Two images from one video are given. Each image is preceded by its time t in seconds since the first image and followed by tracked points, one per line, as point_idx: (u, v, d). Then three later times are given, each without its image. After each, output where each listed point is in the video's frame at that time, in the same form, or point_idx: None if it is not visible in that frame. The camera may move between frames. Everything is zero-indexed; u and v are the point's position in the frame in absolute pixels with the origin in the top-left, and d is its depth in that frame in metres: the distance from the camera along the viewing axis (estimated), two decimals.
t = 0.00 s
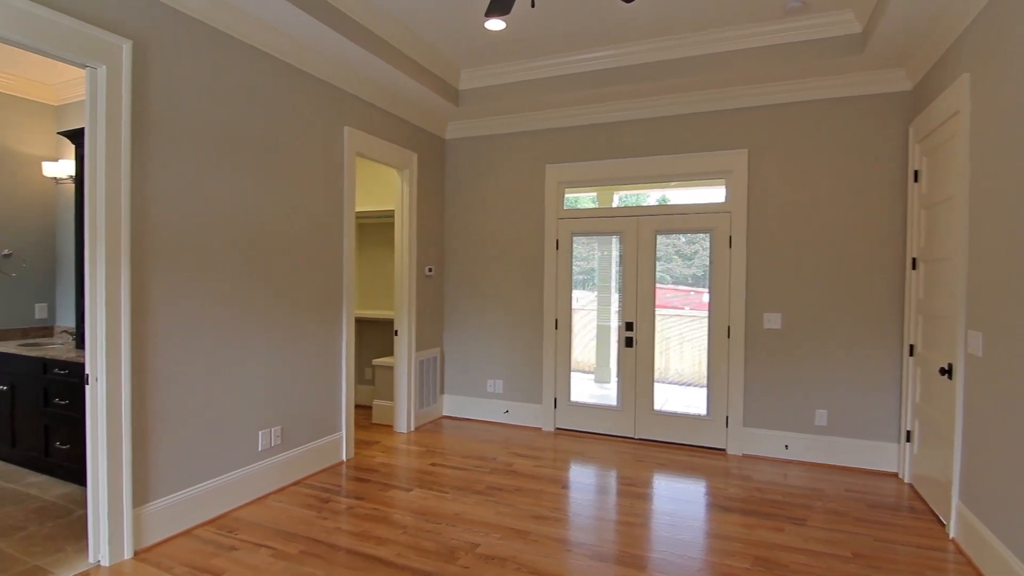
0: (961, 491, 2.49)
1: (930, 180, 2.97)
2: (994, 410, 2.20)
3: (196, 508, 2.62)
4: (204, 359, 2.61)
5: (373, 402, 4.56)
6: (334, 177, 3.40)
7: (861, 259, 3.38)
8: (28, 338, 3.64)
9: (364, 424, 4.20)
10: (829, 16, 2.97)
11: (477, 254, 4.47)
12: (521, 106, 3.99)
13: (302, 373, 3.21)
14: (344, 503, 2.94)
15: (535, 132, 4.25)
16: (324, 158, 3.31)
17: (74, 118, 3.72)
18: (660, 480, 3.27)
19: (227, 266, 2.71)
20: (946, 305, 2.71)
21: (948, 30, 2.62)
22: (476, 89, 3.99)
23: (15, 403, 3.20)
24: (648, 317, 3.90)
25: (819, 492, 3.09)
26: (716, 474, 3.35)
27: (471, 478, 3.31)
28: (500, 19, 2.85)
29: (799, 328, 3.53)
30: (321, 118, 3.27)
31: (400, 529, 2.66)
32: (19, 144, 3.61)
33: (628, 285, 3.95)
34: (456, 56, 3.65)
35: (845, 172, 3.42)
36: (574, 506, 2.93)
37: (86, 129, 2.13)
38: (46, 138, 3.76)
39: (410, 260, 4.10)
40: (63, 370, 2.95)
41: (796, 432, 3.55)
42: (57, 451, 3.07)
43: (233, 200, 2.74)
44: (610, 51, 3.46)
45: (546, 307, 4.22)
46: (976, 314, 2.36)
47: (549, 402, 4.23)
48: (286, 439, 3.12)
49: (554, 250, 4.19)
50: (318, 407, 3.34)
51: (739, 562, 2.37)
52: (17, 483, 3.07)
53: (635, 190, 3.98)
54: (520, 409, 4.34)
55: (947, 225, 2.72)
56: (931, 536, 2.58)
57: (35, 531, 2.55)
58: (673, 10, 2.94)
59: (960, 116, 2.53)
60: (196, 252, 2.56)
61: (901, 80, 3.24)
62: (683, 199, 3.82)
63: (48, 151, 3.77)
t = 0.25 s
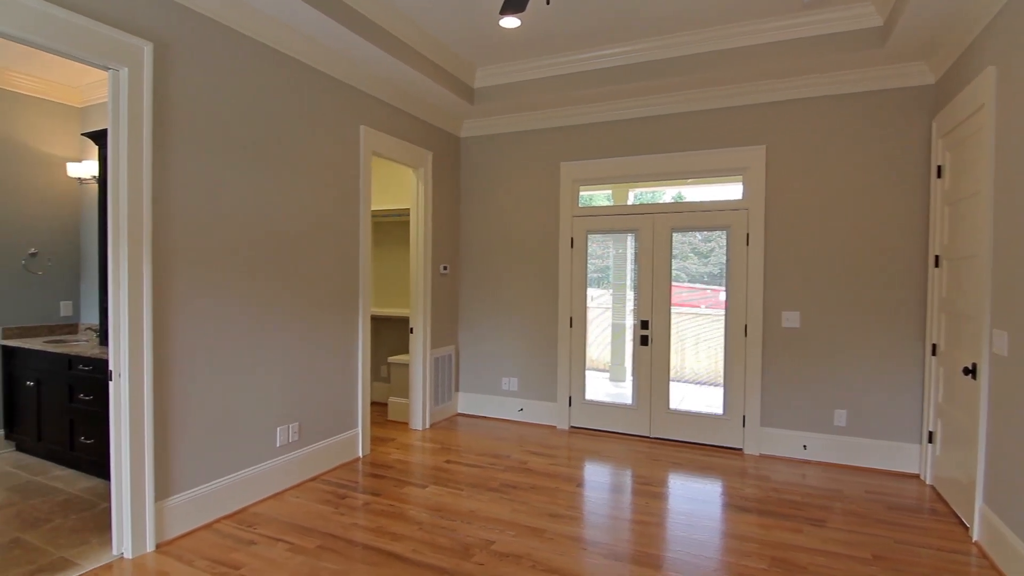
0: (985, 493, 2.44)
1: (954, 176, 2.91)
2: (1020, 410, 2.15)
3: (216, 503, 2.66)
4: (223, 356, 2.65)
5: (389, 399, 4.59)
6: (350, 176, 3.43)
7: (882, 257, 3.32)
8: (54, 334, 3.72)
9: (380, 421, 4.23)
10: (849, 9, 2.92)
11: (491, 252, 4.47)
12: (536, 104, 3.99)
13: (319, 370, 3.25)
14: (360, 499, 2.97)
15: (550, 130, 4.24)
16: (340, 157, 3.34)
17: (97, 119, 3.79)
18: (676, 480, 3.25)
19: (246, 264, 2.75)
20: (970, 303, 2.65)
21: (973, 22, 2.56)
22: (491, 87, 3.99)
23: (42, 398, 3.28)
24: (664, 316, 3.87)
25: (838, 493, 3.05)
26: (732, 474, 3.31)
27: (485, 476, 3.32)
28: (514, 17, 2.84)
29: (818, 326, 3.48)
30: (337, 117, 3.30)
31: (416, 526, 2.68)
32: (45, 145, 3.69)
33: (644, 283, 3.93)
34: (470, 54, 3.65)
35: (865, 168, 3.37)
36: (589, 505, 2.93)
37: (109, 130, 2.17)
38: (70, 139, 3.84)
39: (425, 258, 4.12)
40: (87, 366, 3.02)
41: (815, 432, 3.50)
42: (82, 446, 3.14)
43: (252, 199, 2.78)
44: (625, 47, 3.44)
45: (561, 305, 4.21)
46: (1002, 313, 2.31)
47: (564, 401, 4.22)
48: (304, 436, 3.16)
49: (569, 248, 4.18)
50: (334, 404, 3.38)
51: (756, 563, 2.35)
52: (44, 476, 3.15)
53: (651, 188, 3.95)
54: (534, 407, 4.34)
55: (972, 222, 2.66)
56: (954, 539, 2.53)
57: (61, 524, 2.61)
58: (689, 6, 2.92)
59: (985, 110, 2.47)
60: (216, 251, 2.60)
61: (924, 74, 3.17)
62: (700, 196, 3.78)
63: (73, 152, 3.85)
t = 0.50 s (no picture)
0: (1010, 498, 2.38)
1: (978, 173, 2.85)
2: None
3: (235, 499, 2.70)
4: (242, 354, 2.69)
5: (404, 397, 4.62)
6: (366, 175, 3.45)
7: (904, 255, 3.26)
8: (79, 332, 3.81)
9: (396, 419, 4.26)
10: (869, 3, 2.87)
11: (506, 251, 4.48)
12: (550, 102, 3.98)
13: (335, 368, 3.27)
14: (376, 497, 2.99)
15: (564, 128, 4.23)
16: (356, 157, 3.37)
17: (119, 121, 3.87)
18: (691, 481, 3.23)
19: (264, 264, 2.78)
20: (995, 302, 2.59)
21: (998, 16, 2.50)
22: (506, 86, 3.99)
23: (67, 395, 3.35)
24: (679, 315, 3.85)
25: (857, 495, 3.00)
26: (749, 476, 3.28)
27: (500, 474, 3.33)
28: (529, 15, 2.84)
29: (838, 326, 3.43)
30: (353, 117, 3.33)
31: (431, 523, 2.69)
32: (70, 147, 3.78)
33: (659, 282, 3.90)
34: (485, 54, 3.66)
35: (886, 165, 3.31)
36: (604, 505, 2.92)
37: (131, 132, 2.21)
38: (94, 141, 3.92)
39: (440, 257, 4.13)
40: (111, 363, 3.08)
41: (834, 434, 3.45)
42: (105, 442, 3.20)
43: (270, 200, 2.81)
44: (640, 44, 3.42)
45: (576, 305, 4.20)
46: None
47: (578, 400, 4.21)
48: (321, 433, 3.19)
49: (584, 247, 4.17)
50: (351, 402, 3.40)
51: (774, 566, 2.32)
52: (69, 471, 3.22)
53: (666, 186, 3.92)
54: (549, 406, 4.34)
55: (997, 220, 2.60)
56: (977, 544, 2.47)
57: (85, 518, 2.67)
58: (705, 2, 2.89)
59: (1011, 105, 2.41)
60: (235, 250, 2.63)
61: (947, 68, 3.11)
62: (716, 194, 3.75)
63: (96, 154, 3.93)
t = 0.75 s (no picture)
0: None
1: (1006, 169, 2.78)
2: None
3: (255, 495, 2.74)
4: (262, 353, 2.72)
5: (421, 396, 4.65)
6: (383, 176, 3.48)
7: (928, 254, 3.20)
8: (105, 330, 3.90)
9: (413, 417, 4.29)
10: None
11: (521, 250, 4.48)
12: (566, 101, 3.97)
13: (353, 367, 3.31)
14: (393, 494, 3.02)
15: (580, 127, 4.22)
16: (374, 157, 3.39)
17: (143, 124, 3.95)
18: (709, 481, 3.20)
19: (284, 264, 2.82)
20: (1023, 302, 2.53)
21: None
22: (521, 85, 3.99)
23: (93, 392, 3.43)
24: (697, 315, 3.81)
25: (879, 498, 2.95)
26: (767, 477, 3.24)
27: (516, 474, 3.33)
28: (544, 14, 2.83)
29: (859, 326, 3.37)
30: (370, 118, 3.35)
31: (447, 521, 2.71)
32: (96, 150, 3.86)
33: (675, 282, 3.87)
34: (500, 53, 3.66)
35: (910, 162, 3.24)
36: (620, 505, 2.91)
37: (154, 134, 2.25)
38: (118, 143, 4.01)
39: (456, 257, 4.15)
40: (135, 361, 3.15)
41: (856, 436, 3.39)
42: (130, 438, 3.27)
43: (289, 200, 2.85)
44: (656, 42, 3.40)
45: (592, 304, 4.19)
46: None
47: (594, 400, 4.20)
48: (338, 431, 3.23)
49: (600, 246, 4.15)
50: (368, 401, 3.43)
51: (793, 568, 2.29)
52: (96, 466, 3.30)
53: (684, 184, 3.88)
54: (565, 405, 4.33)
55: None
56: (1004, 550, 2.41)
57: (111, 512, 2.73)
58: None
59: None
60: (255, 250, 2.67)
61: (973, 63, 3.04)
62: (734, 192, 3.71)
63: (120, 156, 4.01)
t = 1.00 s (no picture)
0: None
1: None
2: None
3: (277, 491, 2.78)
4: (284, 351, 2.77)
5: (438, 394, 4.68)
6: (402, 176, 3.51)
7: (956, 253, 3.12)
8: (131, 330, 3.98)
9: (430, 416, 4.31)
10: None
11: (539, 249, 4.48)
12: (583, 100, 3.96)
13: (372, 365, 3.34)
14: (411, 492, 3.04)
15: (598, 126, 4.21)
16: (392, 157, 3.42)
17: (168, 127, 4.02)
18: (729, 483, 3.16)
19: (304, 263, 2.86)
20: None
21: None
22: (539, 84, 3.99)
23: (121, 389, 3.52)
24: (716, 314, 3.77)
25: (905, 502, 2.89)
26: (789, 479, 3.20)
27: (534, 473, 3.33)
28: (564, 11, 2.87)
29: (886, 326, 3.30)
30: (389, 119, 3.38)
31: (467, 519, 2.72)
32: (122, 152, 3.95)
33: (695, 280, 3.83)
34: (518, 52, 3.67)
35: (937, 158, 3.17)
36: (638, 506, 2.89)
37: (179, 136, 2.30)
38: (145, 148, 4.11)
39: (473, 256, 4.16)
40: (161, 359, 3.22)
41: (880, 438, 3.33)
42: (156, 434, 3.35)
43: (310, 200, 2.88)
44: (675, 39, 3.37)
45: (609, 303, 4.17)
46: None
47: (612, 399, 4.18)
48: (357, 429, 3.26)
49: (618, 245, 4.13)
50: (387, 399, 3.46)
51: (816, 572, 2.26)
52: (124, 461, 3.38)
53: (703, 183, 3.85)
54: (582, 405, 4.32)
55: None
56: None
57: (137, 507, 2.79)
58: None
59: None
60: (277, 249, 2.71)
61: (1003, 55, 2.96)
62: (755, 190, 3.66)
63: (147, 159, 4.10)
